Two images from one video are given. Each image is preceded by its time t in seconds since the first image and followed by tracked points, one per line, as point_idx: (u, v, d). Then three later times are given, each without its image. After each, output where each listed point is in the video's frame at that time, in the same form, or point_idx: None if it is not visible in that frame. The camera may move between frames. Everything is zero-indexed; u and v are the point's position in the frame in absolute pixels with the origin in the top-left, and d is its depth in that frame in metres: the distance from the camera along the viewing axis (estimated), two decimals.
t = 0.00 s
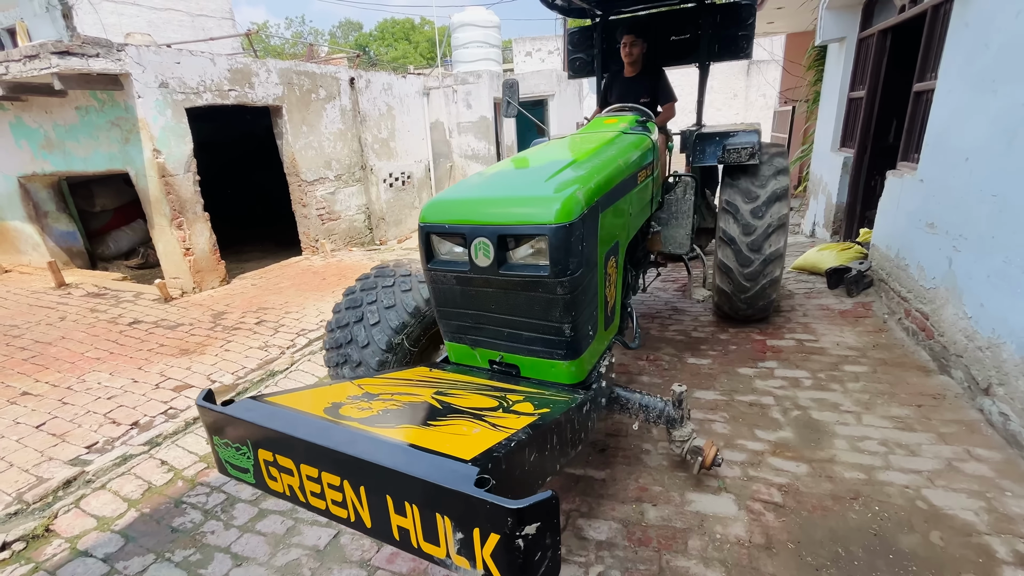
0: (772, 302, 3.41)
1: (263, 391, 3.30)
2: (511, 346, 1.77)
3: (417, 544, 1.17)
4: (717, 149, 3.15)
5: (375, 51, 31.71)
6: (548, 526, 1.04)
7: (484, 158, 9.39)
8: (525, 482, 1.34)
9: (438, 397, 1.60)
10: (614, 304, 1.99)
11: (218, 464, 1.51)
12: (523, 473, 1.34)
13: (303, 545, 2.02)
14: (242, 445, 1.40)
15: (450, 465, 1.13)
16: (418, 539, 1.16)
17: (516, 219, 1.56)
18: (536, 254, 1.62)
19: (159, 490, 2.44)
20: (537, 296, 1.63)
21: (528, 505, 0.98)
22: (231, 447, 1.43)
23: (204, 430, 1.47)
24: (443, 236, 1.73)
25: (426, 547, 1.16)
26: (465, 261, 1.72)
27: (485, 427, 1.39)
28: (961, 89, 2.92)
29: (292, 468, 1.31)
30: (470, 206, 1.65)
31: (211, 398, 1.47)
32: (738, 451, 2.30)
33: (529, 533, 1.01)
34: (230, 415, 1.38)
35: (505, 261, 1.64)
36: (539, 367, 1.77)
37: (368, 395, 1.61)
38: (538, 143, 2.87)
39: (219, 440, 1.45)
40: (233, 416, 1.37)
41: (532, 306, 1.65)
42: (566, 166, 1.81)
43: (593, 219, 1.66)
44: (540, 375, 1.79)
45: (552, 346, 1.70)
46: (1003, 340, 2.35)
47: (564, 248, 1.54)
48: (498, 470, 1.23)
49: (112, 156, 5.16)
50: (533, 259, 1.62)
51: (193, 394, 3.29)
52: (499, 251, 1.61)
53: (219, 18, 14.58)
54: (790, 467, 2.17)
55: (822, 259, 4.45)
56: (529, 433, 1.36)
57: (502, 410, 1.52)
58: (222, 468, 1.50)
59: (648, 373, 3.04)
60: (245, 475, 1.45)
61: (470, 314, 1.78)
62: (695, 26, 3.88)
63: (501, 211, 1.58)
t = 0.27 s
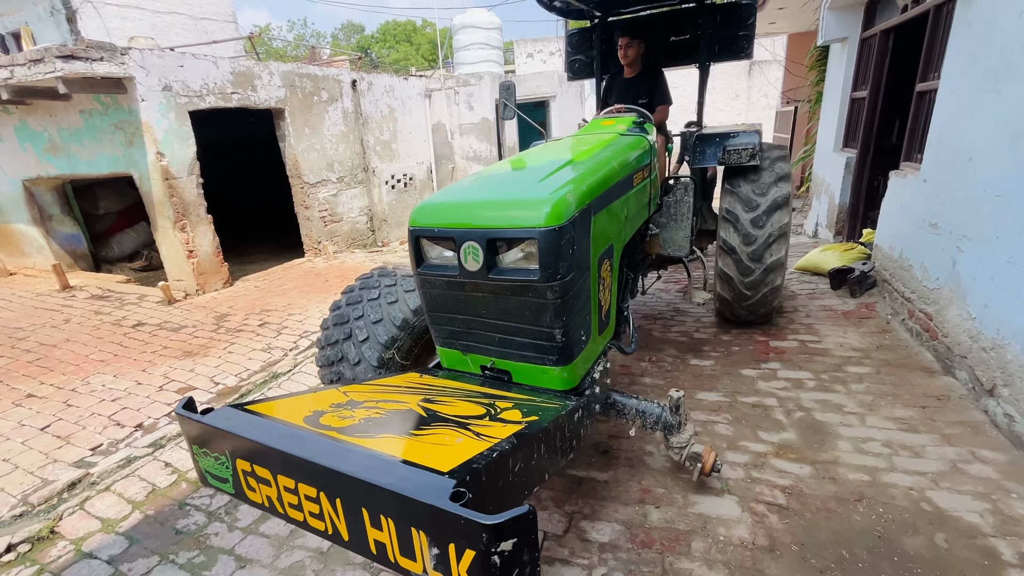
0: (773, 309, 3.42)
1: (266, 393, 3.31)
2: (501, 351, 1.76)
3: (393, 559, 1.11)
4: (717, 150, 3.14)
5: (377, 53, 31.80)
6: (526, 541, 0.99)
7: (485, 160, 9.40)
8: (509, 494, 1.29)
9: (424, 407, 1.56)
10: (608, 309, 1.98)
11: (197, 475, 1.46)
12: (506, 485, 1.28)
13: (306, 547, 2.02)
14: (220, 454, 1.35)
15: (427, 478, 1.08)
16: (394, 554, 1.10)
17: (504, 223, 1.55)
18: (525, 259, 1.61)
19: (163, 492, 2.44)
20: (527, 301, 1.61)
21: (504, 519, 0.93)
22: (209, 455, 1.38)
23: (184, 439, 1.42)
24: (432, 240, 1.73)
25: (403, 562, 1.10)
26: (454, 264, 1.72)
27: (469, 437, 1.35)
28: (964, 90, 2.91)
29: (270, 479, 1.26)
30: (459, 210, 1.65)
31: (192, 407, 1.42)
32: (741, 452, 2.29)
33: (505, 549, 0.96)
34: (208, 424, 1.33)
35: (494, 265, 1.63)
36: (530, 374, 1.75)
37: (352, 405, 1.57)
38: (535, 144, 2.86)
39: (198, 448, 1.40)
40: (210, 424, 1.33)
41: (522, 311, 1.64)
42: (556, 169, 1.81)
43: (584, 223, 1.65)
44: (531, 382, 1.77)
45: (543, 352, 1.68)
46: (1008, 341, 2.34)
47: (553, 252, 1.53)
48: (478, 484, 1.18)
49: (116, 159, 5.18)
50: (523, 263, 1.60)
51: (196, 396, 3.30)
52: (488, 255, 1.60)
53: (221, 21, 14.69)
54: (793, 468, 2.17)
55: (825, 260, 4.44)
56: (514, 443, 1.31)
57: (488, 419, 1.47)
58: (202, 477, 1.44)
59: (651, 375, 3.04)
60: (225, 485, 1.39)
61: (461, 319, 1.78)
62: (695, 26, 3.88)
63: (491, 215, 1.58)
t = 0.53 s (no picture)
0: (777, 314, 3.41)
1: (270, 394, 3.31)
2: (499, 357, 1.75)
3: None
4: (721, 151, 3.15)
5: (380, 55, 31.87)
6: (516, 562, 0.96)
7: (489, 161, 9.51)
8: (502, 509, 1.26)
9: (417, 417, 1.53)
10: (608, 314, 1.97)
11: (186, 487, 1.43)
12: (500, 500, 1.25)
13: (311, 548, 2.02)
14: (208, 466, 1.32)
15: (415, 495, 1.05)
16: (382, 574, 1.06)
17: (502, 227, 1.54)
18: (524, 264, 1.60)
19: (169, 493, 2.45)
20: (524, 307, 1.61)
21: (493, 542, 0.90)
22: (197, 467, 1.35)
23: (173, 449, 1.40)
24: (428, 244, 1.72)
25: None
26: (451, 270, 1.72)
27: (461, 449, 1.32)
28: (971, 89, 2.89)
29: (257, 492, 1.23)
30: (456, 214, 1.64)
31: (179, 417, 1.40)
32: (746, 454, 2.28)
33: (494, 571, 0.93)
34: (195, 435, 1.31)
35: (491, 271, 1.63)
36: (528, 381, 1.74)
37: (344, 415, 1.55)
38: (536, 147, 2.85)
39: (185, 459, 1.37)
40: (197, 435, 1.30)
41: (520, 317, 1.64)
42: (555, 172, 1.79)
43: (582, 227, 1.63)
44: (530, 389, 1.76)
45: (542, 358, 1.67)
46: (1016, 343, 2.33)
47: (551, 258, 1.51)
48: (469, 500, 1.14)
49: (121, 162, 5.20)
50: (520, 269, 1.59)
51: (201, 397, 3.31)
52: (485, 260, 1.60)
53: (225, 23, 14.76)
54: (799, 470, 2.15)
55: (829, 261, 4.43)
56: (507, 457, 1.28)
57: (481, 430, 1.45)
58: (190, 490, 1.41)
59: (655, 376, 3.03)
60: (213, 497, 1.36)
61: (458, 325, 1.78)
62: (699, 26, 3.88)
63: (487, 219, 1.57)
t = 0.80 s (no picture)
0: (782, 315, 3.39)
1: (273, 394, 3.31)
2: (498, 360, 1.74)
3: None
4: (724, 151, 3.14)
5: (382, 56, 31.91)
6: None
7: (491, 160, 9.51)
8: (497, 519, 1.23)
9: (412, 422, 1.52)
10: (608, 316, 1.95)
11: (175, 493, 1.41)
12: (495, 509, 1.22)
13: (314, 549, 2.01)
14: (196, 472, 1.31)
15: (406, 506, 1.03)
16: None
17: (499, 227, 1.53)
18: (522, 265, 1.59)
19: (172, 493, 2.44)
20: (523, 309, 1.60)
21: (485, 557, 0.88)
22: (185, 473, 1.33)
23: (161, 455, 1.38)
24: (426, 245, 1.72)
25: None
26: (448, 271, 1.71)
27: (455, 456, 1.30)
28: (977, 87, 2.87)
29: (245, 500, 1.22)
30: (454, 214, 1.63)
31: (168, 422, 1.39)
32: (751, 454, 2.27)
33: None
34: (184, 441, 1.29)
35: (489, 272, 1.62)
36: (527, 384, 1.73)
37: (337, 420, 1.53)
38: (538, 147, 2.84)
39: (174, 466, 1.36)
40: (184, 441, 1.28)
41: (518, 319, 1.63)
42: (555, 172, 1.78)
43: (582, 228, 1.62)
44: (528, 392, 1.75)
45: (541, 361, 1.66)
46: None
47: (549, 259, 1.50)
48: (463, 510, 1.12)
49: (124, 162, 5.20)
50: (519, 269, 1.58)
51: (205, 397, 3.31)
52: (483, 261, 1.59)
53: (227, 24, 14.77)
54: (805, 471, 2.14)
55: (833, 260, 4.41)
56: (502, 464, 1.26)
57: (477, 436, 1.43)
58: (179, 496, 1.40)
59: (659, 376, 3.02)
60: (202, 504, 1.35)
61: (456, 326, 1.77)
62: (701, 24, 3.87)
63: (484, 220, 1.56)
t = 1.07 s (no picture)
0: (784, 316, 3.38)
1: (275, 394, 3.31)
2: (496, 363, 1.75)
3: None
4: (726, 151, 3.13)
5: (383, 55, 31.91)
6: None
7: (492, 160, 9.46)
8: (493, 525, 1.23)
9: (409, 427, 1.52)
10: (608, 319, 1.95)
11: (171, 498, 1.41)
12: (491, 515, 1.22)
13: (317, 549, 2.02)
14: (190, 478, 1.31)
15: (400, 514, 1.03)
16: None
17: (498, 230, 1.53)
18: (520, 268, 1.59)
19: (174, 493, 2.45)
20: (521, 312, 1.60)
21: (478, 566, 0.87)
22: (179, 479, 1.33)
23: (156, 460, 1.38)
24: (424, 247, 1.72)
25: None
26: (446, 273, 1.71)
27: (451, 462, 1.30)
28: (980, 87, 2.86)
29: (240, 506, 1.22)
30: (452, 216, 1.64)
31: (163, 427, 1.39)
32: (753, 455, 2.27)
33: None
34: (178, 446, 1.29)
35: (487, 274, 1.62)
36: (526, 387, 1.73)
37: (333, 424, 1.53)
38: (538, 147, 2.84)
39: (169, 472, 1.36)
40: (179, 447, 1.28)
41: (516, 322, 1.63)
42: (555, 173, 1.78)
43: (580, 230, 1.62)
44: (527, 395, 1.75)
45: (539, 364, 1.66)
46: None
47: (547, 261, 1.50)
48: (458, 518, 1.11)
49: (126, 162, 5.22)
50: (517, 272, 1.58)
51: (207, 397, 3.31)
52: (480, 263, 1.59)
53: (229, 24, 14.77)
54: (806, 472, 2.14)
55: (836, 260, 4.40)
56: (498, 470, 1.26)
57: (474, 441, 1.43)
58: (175, 502, 1.40)
59: (661, 376, 3.02)
60: (198, 509, 1.34)
61: (455, 329, 1.77)
62: (702, 24, 3.87)
63: (482, 222, 1.56)
